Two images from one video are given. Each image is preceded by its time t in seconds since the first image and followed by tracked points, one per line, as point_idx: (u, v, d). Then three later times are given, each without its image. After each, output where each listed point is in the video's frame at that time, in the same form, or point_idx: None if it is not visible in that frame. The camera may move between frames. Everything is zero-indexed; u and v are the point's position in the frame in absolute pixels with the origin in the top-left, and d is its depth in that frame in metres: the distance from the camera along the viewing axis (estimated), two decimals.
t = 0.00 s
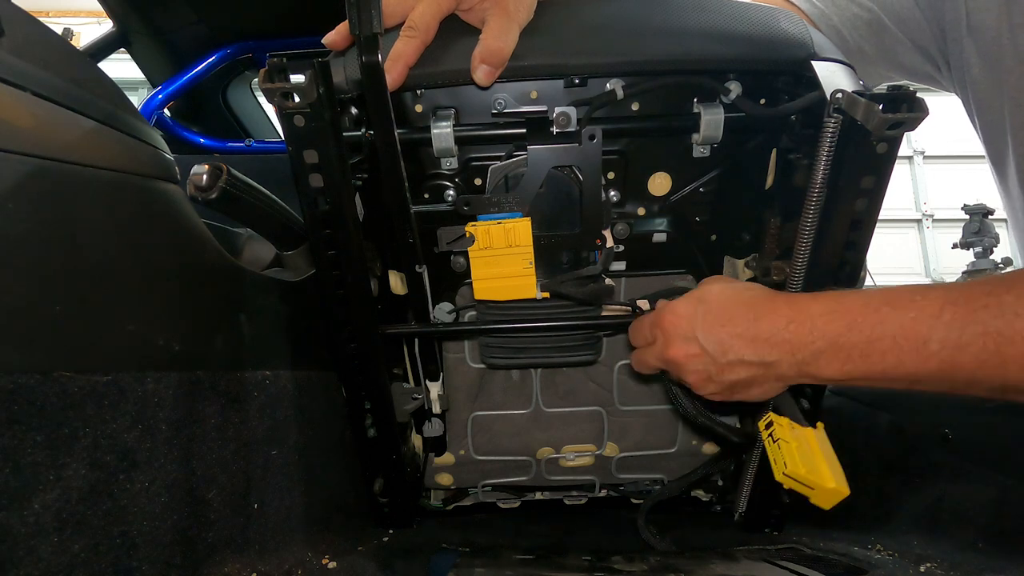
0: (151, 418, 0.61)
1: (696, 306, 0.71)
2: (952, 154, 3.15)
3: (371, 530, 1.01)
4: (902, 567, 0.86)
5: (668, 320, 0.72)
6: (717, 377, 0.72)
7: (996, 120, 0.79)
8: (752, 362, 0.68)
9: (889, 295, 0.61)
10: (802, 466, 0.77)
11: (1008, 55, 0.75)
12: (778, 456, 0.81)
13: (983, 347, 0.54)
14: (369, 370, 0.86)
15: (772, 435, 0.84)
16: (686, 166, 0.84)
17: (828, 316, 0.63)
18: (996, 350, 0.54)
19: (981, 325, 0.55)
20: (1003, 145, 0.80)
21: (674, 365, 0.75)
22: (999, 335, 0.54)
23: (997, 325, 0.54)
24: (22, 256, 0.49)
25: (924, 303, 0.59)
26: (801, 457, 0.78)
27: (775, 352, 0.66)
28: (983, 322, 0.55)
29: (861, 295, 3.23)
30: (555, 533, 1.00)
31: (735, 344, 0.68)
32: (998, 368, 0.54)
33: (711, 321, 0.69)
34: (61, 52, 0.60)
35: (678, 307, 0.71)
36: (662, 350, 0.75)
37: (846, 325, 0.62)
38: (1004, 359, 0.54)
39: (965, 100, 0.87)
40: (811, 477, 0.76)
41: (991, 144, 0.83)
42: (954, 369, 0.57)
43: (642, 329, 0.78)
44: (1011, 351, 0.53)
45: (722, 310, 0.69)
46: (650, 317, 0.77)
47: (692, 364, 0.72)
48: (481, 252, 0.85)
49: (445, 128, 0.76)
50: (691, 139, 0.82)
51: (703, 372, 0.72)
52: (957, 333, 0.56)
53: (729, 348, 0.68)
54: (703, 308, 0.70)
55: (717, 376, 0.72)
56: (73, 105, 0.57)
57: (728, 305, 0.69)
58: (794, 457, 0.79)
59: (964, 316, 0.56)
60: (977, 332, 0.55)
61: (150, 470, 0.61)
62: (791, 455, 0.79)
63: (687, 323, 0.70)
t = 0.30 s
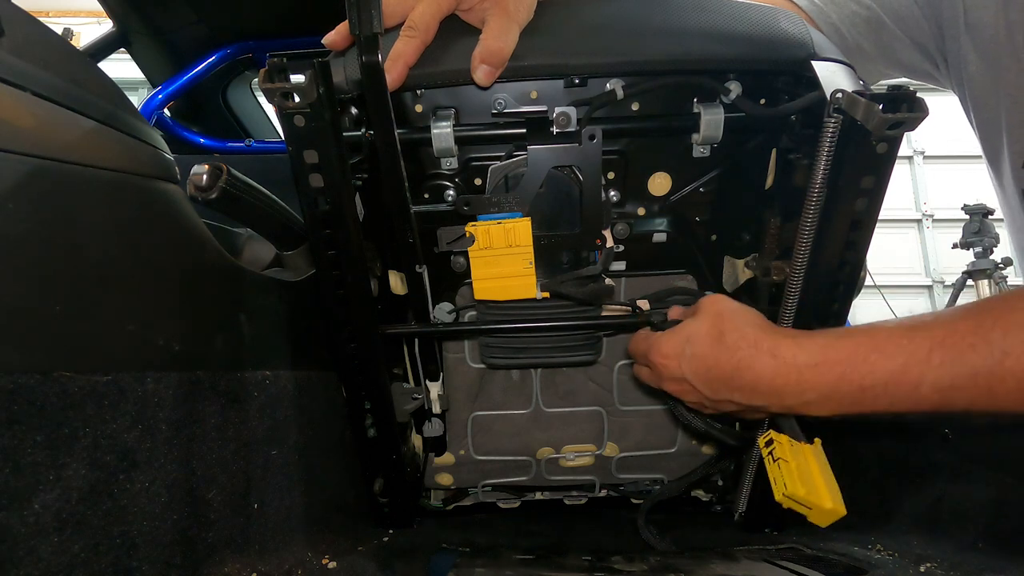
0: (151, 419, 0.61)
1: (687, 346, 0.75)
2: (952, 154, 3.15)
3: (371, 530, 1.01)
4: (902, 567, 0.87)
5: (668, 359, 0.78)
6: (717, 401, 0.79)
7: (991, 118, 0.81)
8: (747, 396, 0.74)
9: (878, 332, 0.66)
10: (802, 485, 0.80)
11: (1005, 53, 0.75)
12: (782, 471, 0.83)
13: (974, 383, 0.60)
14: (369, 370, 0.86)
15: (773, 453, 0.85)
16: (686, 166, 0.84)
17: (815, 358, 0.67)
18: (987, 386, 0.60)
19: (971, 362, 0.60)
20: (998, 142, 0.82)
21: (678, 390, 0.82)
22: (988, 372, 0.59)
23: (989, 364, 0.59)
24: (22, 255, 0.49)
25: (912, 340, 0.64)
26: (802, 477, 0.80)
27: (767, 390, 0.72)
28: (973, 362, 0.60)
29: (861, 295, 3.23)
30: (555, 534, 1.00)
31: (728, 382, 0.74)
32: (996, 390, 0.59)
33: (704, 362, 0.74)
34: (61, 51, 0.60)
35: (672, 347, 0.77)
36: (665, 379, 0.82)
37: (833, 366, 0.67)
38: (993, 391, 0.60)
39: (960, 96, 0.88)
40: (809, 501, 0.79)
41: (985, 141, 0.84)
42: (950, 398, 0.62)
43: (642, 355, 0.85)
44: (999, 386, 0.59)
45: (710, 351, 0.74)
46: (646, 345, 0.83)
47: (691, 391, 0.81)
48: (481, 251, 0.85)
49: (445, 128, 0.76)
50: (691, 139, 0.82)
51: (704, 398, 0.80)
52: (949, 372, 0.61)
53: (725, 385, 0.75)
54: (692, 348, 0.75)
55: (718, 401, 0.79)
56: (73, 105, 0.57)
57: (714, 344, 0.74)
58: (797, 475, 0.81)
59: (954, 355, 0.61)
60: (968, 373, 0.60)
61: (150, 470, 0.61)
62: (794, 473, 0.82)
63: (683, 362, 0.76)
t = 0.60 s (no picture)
0: (151, 419, 0.61)
1: (678, 351, 0.77)
2: (952, 154, 3.15)
3: (371, 530, 1.01)
4: (902, 567, 0.88)
5: (661, 363, 0.79)
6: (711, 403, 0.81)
7: (994, 119, 0.80)
8: (740, 400, 0.75)
9: (865, 338, 0.66)
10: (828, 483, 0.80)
11: (1006, 54, 0.75)
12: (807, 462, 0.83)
13: (958, 387, 0.60)
14: (369, 370, 0.86)
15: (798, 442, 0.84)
16: (685, 166, 0.84)
17: (803, 366, 0.68)
18: (970, 390, 0.60)
19: (955, 368, 0.60)
20: (1001, 142, 0.80)
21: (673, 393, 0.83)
22: (973, 378, 0.59)
23: (972, 370, 0.59)
24: (22, 255, 0.49)
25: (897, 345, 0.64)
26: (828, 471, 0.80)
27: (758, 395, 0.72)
28: (957, 367, 0.60)
29: (861, 295, 3.23)
30: (555, 534, 1.00)
31: (721, 387, 0.75)
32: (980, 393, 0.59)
33: (696, 367, 0.75)
34: (61, 51, 0.60)
35: (664, 353, 0.78)
36: (658, 382, 0.83)
37: (820, 374, 0.67)
38: (977, 395, 0.60)
39: (963, 97, 0.87)
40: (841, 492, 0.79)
41: (990, 141, 0.83)
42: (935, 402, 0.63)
43: (633, 357, 0.86)
44: (983, 390, 0.59)
45: (702, 356, 0.74)
46: (638, 349, 0.83)
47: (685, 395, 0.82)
48: (481, 252, 0.85)
49: (445, 128, 0.76)
50: (691, 139, 0.82)
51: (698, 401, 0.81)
52: (933, 379, 0.61)
53: (718, 389, 0.76)
54: (683, 354, 0.76)
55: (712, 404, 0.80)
56: (73, 105, 0.57)
57: (706, 350, 0.74)
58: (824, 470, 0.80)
59: (938, 361, 0.61)
60: (951, 377, 0.60)
61: (150, 470, 0.61)
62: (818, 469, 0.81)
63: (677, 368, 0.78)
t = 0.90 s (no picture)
0: (151, 419, 0.61)
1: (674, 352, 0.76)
2: (952, 154, 3.15)
3: (371, 530, 1.01)
4: (902, 567, 0.87)
5: (658, 363, 0.78)
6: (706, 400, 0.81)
7: (990, 120, 0.80)
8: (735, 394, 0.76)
9: (858, 337, 0.67)
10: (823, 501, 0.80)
11: (1001, 57, 0.75)
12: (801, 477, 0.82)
13: (938, 386, 0.62)
14: (369, 371, 0.86)
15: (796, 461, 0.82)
16: (685, 166, 0.84)
17: (796, 364, 0.68)
18: (951, 389, 0.61)
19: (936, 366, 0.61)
20: (996, 143, 0.81)
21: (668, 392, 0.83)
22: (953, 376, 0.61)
23: (953, 366, 0.60)
24: (22, 255, 0.49)
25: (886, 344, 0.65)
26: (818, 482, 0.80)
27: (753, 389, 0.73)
28: (938, 366, 0.61)
29: (861, 295, 3.23)
30: (555, 534, 1.00)
31: (717, 384, 0.75)
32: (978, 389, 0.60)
33: (693, 367, 0.75)
34: (61, 51, 0.60)
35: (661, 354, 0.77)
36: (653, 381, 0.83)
37: (812, 372, 0.67)
38: (957, 393, 0.61)
39: (959, 98, 0.87)
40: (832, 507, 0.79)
41: (986, 142, 0.83)
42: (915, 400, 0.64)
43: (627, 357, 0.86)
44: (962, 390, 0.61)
45: (699, 355, 0.74)
46: (632, 345, 0.84)
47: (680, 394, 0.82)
48: (481, 251, 0.85)
49: (445, 128, 0.76)
50: (691, 139, 0.82)
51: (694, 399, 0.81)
52: (918, 377, 0.63)
53: (714, 387, 0.76)
54: (681, 355, 0.75)
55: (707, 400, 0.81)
56: (73, 105, 0.57)
57: (703, 349, 0.74)
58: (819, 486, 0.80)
59: (920, 359, 0.62)
60: (932, 374, 0.62)
61: (150, 470, 0.61)
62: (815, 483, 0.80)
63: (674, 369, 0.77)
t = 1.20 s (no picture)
0: (151, 418, 0.61)
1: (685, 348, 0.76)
2: (951, 154, 3.15)
3: (371, 530, 1.01)
4: (902, 567, 0.88)
5: (668, 359, 0.78)
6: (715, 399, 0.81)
7: (986, 121, 0.81)
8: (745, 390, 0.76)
9: (864, 333, 0.68)
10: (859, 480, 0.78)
11: (998, 58, 0.75)
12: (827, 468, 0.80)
13: (940, 382, 0.62)
14: (369, 370, 0.86)
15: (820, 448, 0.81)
16: (685, 166, 0.84)
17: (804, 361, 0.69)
18: (951, 386, 0.61)
19: (938, 361, 0.62)
20: (992, 142, 0.82)
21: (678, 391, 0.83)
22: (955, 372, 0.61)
23: (954, 363, 0.61)
24: (22, 255, 0.49)
25: (891, 340, 0.66)
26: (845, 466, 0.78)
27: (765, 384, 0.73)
28: (938, 361, 0.62)
29: (861, 295, 3.23)
30: (555, 534, 1.01)
31: (729, 380, 0.76)
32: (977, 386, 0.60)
33: (706, 363, 0.75)
34: (61, 51, 0.60)
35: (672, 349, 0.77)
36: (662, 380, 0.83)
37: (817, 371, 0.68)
38: (957, 392, 0.61)
39: (956, 97, 0.87)
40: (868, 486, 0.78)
41: (983, 142, 0.84)
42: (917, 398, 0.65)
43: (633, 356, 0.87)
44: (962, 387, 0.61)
45: (714, 351, 0.74)
46: (638, 344, 0.84)
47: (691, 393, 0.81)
48: (481, 251, 0.85)
49: (445, 128, 0.76)
50: (691, 139, 0.82)
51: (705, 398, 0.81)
52: (920, 374, 0.63)
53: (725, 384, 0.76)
54: (695, 351, 0.75)
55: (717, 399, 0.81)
56: (74, 105, 0.57)
57: (717, 345, 0.74)
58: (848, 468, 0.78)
59: (922, 356, 0.63)
60: (933, 370, 0.62)
61: (150, 470, 0.61)
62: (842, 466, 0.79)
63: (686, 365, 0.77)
